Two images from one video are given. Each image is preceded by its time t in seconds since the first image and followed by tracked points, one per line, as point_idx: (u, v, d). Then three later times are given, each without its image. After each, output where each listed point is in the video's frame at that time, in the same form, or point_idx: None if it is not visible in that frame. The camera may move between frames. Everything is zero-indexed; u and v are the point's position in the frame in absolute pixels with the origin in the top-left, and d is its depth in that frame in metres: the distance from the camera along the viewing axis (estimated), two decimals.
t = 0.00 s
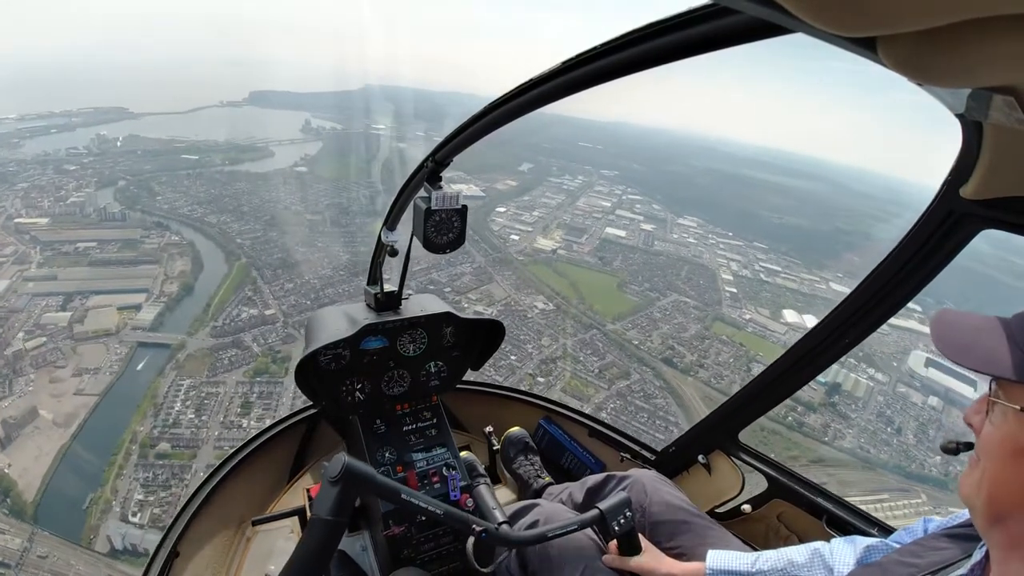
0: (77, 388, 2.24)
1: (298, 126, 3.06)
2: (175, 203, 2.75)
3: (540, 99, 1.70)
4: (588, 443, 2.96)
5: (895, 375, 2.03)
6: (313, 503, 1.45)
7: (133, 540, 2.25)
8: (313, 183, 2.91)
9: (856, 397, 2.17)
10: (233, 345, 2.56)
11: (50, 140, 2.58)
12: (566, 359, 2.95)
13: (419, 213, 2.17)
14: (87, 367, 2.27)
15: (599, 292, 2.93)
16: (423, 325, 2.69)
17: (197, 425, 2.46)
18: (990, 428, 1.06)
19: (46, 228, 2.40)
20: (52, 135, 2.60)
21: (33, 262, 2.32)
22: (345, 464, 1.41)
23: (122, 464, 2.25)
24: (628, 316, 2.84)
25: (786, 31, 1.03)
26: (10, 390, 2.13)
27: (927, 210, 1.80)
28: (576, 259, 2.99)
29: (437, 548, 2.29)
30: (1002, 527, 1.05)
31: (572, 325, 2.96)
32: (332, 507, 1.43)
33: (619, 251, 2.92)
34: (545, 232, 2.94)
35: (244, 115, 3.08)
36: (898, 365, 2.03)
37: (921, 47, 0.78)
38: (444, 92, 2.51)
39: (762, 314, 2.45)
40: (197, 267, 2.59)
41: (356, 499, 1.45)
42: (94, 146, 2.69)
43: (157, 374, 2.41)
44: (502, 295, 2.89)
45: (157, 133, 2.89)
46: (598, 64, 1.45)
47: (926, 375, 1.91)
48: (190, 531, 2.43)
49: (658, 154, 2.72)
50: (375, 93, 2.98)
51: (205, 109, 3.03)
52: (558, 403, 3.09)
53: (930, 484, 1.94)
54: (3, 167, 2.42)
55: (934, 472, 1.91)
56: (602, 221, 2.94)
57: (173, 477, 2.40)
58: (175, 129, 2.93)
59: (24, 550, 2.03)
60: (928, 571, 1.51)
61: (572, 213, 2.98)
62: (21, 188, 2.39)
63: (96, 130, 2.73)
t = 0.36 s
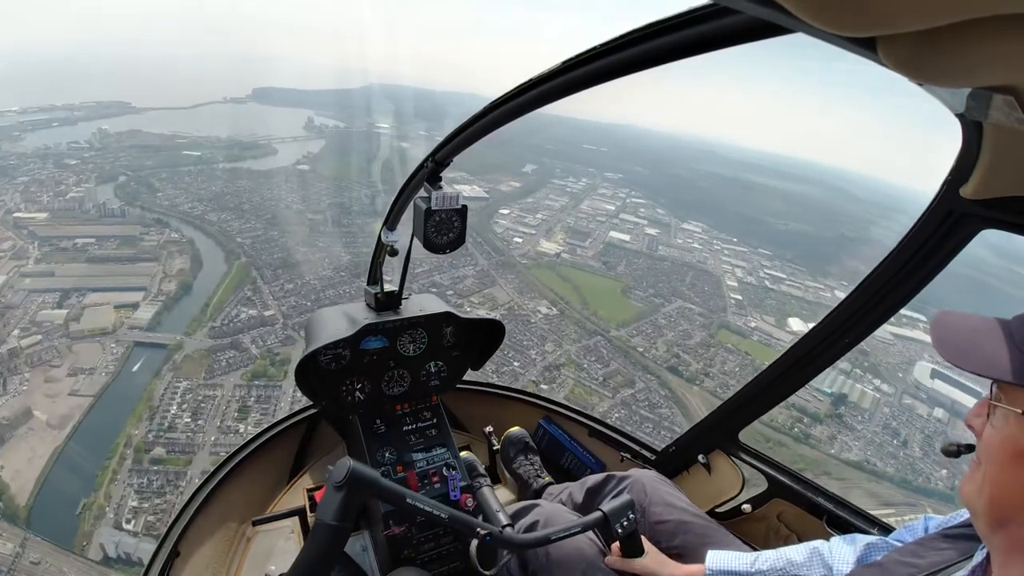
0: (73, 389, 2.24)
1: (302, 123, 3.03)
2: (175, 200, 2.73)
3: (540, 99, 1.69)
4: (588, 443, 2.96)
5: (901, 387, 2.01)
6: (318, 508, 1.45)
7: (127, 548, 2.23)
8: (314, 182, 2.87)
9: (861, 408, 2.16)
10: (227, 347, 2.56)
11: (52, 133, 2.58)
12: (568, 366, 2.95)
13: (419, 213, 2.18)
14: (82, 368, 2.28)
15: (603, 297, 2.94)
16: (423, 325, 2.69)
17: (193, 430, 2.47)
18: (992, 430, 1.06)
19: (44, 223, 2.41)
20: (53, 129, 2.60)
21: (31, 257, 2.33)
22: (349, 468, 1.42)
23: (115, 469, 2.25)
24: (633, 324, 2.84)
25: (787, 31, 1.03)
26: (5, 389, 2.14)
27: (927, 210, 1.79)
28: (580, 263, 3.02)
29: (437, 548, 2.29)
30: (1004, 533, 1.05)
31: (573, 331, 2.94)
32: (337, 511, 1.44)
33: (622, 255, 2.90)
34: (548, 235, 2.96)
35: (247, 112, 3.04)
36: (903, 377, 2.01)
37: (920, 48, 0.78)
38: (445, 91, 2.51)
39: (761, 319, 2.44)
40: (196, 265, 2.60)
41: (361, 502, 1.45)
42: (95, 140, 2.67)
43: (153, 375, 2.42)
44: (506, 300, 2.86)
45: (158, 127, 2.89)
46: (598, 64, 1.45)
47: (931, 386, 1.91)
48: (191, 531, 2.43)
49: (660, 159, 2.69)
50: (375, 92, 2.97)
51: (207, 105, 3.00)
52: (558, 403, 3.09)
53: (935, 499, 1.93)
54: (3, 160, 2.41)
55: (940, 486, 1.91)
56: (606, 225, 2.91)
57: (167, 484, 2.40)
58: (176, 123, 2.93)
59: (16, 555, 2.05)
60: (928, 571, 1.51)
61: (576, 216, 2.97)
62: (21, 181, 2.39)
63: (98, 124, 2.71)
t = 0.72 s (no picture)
0: (74, 390, 2.24)
1: (309, 123, 3.15)
2: (180, 199, 2.83)
3: (540, 99, 1.69)
4: (588, 443, 2.96)
5: (911, 399, 1.98)
6: (319, 509, 1.45)
7: (125, 556, 2.22)
8: (320, 181, 2.94)
9: (873, 421, 2.11)
10: (236, 348, 2.56)
11: (59, 129, 2.68)
12: (577, 374, 2.96)
13: (419, 212, 2.17)
14: (83, 368, 2.29)
15: (612, 303, 2.94)
16: (423, 325, 2.69)
17: (195, 435, 2.47)
18: (988, 435, 1.06)
19: (48, 219, 2.47)
20: (61, 124, 2.71)
21: (34, 254, 2.37)
22: (351, 468, 1.42)
23: (115, 474, 2.24)
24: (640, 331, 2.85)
25: (788, 31, 1.02)
26: (5, 390, 2.15)
27: (927, 210, 1.79)
28: (587, 268, 3.02)
29: (436, 548, 2.29)
30: (1002, 536, 1.06)
31: (581, 337, 2.96)
32: (338, 513, 1.44)
33: (631, 259, 2.91)
34: (556, 239, 3.02)
35: (255, 112, 3.19)
36: (914, 388, 1.98)
37: (919, 48, 0.79)
38: (444, 92, 2.53)
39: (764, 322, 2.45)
40: (200, 265, 2.61)
41: (362, 502, 1.46)
42: (102, 136, 2.79)
43: (155, 378, 2.41)
44: (514, 304, 2.95)
45: (165, 124, 3.00)
46: (597, 64, 1.45)
47: (942, 399, 1.87)
48: (190, 531, 2.42)
49: (664, 157, 2.79)
50: (375, 91, 3.02)
51: (216, 103, 3.14)
52: (558, 403, 3.09)
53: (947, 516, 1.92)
54: (11, 156, 2.52)
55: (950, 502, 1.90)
56: (614, 228, 2.93)
57: (167, 490, 2.39)
58: (184, 122, 3.05)
59: (13, 560, 2.02)
60: (928, 571, 1.51)
61: (583, 219, 3.03)
62: (26, 178, 2.47)
63: (105, 121, 2.82)
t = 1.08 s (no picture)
0: (74, 394, 2.23)
1: (319, 124, 3.16)
2: (188, 199, 2.88)
3: (540, 99, 1.69)
4: (588, 443, 2.95)
5: (924, 414, 1.95)
6: (337, 490, 1.43)
7: (123, 567, 2.18)
8: (326, 184, 2.96)
9: (885, 436, 2.07)
10: (235, 349, 2.61)
11: (68, 126, 2.78)
12: (586, 385, 3.00)
13: (419, 212, 2.17)
14: (85, 371, 2.28)
15: (623, 314, 2.99)
16: (423, 325, 2.69)
17: (197, 441, 2.49)
18: (1006, 445, 0.98)
19: (55, 218, 2.50)
20: (70, 122, 2.80)
21: (38, 253, 2.38)
22: (371, 452, 1.40)
23: (114, 481, 2.23)
24: (650, 341, 2.86)
25: (786, 31, 1.02)
26: (7, 393, 2.12)
27: (927, 210, 1.79)
28: (596, 274, 3.12)
29: (437, 548, 2.29)
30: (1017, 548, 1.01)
31: (590, 347, 3.03)
32: (357, 495, 1.41)
33: (641, 266, 2.97)
34: (565, 245, 3.14)
35: (260, 112, 3.24)
36: (926, 402, 1.94)
37: (920, 48, 0.79)
38: (442, 94, 2.55)
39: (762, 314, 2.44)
40: (207, 266, 2.68)
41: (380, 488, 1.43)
42: (110, 135, 2.87)
43: (158, 383, 2.42)
44: (523, 312, 2.99)
45: (175, 125, 3.08)
46: (597, 65, 1.45)
47: (955, 414, 1.83)
48: (191, 531, 2.41)
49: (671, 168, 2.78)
50: (376, 96, 3.00)
51: (225, 103, 3.21)
52: (557, 403, 3.09)
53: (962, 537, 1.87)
54: (19, 152, 2.59)
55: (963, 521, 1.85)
56: (624, 235, 3.04)
57: (167, 500, 2.40)
58: (194, 121, 3.13)
59: (12, 566, 1.98)
60: (927, 569, 1.51)
61: (592, 225, 3.16)
62: (34, 176, 2.54)
63: (114, 120, 2.91)
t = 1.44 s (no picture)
0: (72, 399, 2.25)
1: (321, 123, 3.18)
2: (190, 199, 2.93)
3: (540, 99, 1.69)
4: (588, 443, 2.95)
5: (932, 419, 1.87)
6: (325, 504, 1.43)
7: None
8: (326, 183, 2.97)
9: (895, 442, 2.01)
10: (236, 353, 2.60)
11: (70, 125, 2.81)
12: (592, 391, 2.96)
13: (419, 213, 2.17)
14: (83, 376, 2.29)
15: (629, 317, 2.92)
16: (423, 326, 2.69)
17: (196, 449, 2.49)
18: (1002, 467, 0.98)
19: (54, 219, 2.51)
20: (71, 120, 2.84)
21: (38, 254, 2.39)
22: (360, 463, 1.40)
23: (112, 490, 2.22)
24: (656, 344, 2.80)
25: (787, 31, 1.02)
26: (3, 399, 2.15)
27: (927, 209, 1.79)
28: (601, 276, 3.05)
29: (437, 548, 2.29)
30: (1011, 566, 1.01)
31: (596, 350, 2.98)
32: (346, 507, 1.41)
33: (645, 267, 2.92)
34: (569, 245, 3.11)
35: (259, 109, 3.32)
36: (934, 407, 1.85)
37: (920, 49, 0.79)
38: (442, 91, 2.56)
39: (767, 317, 2.43)
40: (207, 267, 2.70)
41: (369, 500, 1.43)
42: (111, 133, 2.93)
43: (157, 389, 2.42)
44: (526, 315, 2.97)
45: (176, 122, 3.21)
46: (596, 65, 1.45)
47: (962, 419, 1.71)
48: (190, 531, 2.40)
49: (676, 168, 2.78)
50: (375, 91, 3.03)
51: (227, 101, 3.31)
52: (557, 402, 3.10)
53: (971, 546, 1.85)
54: (19, 151, 2.59)
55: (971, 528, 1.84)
56: (629, 235, 2.96)
57: (167, 510, 2.38)
58: (195, 119, 3.25)
59: None
60: (928, 571, 1.50)
61: (597, 224, 3.09)
62: (33, 174, 2.54)
63: (115, 118, 2.98)
